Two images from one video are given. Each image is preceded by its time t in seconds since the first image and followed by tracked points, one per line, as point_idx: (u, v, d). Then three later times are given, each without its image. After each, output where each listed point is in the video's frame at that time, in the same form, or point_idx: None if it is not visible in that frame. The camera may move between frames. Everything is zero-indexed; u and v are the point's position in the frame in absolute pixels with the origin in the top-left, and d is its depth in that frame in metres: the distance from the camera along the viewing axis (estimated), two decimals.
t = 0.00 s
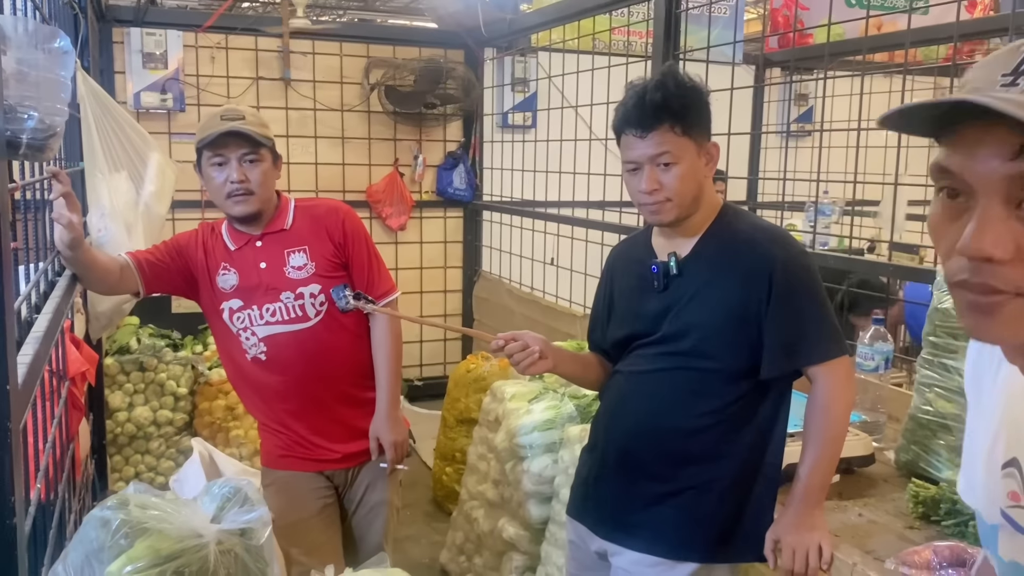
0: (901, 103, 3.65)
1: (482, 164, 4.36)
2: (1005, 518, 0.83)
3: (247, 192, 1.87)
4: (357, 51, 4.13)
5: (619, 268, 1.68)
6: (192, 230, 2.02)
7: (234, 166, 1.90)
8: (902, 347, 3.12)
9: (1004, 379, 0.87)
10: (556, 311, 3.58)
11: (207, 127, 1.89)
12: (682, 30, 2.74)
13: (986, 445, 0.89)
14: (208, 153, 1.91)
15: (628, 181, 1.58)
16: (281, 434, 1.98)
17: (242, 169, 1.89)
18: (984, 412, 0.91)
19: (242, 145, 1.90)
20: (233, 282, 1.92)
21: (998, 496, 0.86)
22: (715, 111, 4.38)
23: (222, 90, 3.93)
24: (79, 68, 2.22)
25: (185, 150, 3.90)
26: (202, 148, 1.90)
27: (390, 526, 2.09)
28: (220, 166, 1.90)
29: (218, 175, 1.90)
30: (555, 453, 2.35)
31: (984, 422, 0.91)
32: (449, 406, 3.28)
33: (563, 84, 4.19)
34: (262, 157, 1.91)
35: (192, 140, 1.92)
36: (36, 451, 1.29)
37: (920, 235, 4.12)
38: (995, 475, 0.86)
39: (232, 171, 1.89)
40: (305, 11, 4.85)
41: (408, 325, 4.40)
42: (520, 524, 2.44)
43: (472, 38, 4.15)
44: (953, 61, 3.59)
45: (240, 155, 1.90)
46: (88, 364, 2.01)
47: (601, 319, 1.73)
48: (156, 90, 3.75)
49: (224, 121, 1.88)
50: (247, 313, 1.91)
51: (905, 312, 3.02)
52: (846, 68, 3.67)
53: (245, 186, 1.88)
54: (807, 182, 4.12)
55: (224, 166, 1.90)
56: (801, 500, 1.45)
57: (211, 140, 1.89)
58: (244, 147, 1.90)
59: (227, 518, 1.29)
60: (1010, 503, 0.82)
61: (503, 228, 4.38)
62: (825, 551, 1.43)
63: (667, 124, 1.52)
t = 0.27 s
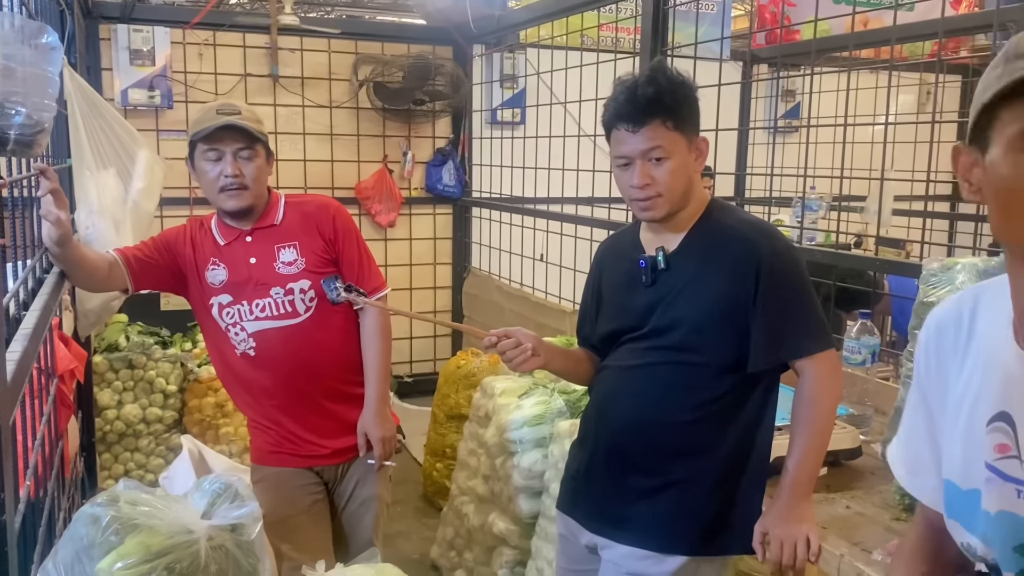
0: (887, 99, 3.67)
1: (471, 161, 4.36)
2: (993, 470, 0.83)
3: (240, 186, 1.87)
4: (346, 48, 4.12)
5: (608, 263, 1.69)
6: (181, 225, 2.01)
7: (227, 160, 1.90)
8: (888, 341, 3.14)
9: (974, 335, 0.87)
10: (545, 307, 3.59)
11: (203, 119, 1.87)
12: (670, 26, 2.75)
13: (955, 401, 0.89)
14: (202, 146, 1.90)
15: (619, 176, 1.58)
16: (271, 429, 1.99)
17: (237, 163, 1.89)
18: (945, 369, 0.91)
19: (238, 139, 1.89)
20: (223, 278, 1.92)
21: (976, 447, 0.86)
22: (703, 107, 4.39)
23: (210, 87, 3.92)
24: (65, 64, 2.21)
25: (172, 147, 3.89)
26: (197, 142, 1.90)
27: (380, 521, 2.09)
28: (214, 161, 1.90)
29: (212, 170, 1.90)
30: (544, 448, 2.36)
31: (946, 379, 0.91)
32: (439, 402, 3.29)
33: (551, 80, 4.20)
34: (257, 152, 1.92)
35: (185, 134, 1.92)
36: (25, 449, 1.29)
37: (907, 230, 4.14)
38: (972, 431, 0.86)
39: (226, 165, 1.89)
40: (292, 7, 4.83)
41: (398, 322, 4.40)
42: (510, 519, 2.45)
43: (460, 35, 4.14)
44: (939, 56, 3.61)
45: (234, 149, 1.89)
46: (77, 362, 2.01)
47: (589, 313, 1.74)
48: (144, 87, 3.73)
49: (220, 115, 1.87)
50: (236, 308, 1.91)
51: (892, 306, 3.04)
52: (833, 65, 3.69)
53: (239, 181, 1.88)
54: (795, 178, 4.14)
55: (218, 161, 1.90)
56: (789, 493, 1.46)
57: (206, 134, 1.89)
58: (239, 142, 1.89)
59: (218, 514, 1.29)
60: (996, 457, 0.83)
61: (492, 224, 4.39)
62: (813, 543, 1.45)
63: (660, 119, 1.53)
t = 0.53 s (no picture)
0: (870, 94, 3.69)
1: (457, 157, 4.36)
2: (990, 438, 0.91)
3: (227, 181, 1.87)
4: (330, 43, 4.11)
5: (589, 259, 1.69)
6: (164, 220, 2.00)
7: (215, 155, 1.90)
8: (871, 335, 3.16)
9: (960, 321, 0.95)
10: (531, 303, 3.59)
11: (192, 114, 1.88)
12: (654, 22, 2.76)
13: (946, 381, 0.96)
14: (189, 141, 1.91)
15: (604, 173, 1.58)
16: (256, 426, 1.98)
17: (225, 158, 1.89)
18: (931, 354, 0.98)
19: (226, 134, 1.90)
20: (208, 274, 1.91)
21: (967, 421, 0.93)
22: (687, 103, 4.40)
23: (193, 83, 3.89)
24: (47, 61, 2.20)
25: (155, 143, 3.87)
26: (184, 137, 1.90)
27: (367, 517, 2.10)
28: (201, 155, 1.90)
29: (199, 165, 1.90)
30: (531, 443, 2.37)
31: (933, 365, 0.99)
32: (425, 398, 3.29)
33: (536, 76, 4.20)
34: (245, 147, 1.92)
35: (172, 128, 1.91)
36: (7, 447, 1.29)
37: (889, 224, 4.17)
38: (970, 405, 0.93)
39: (214, 160, 1.89)
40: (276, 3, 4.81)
41: (384, 318, 4.40)
42: (496, 514, 2.46)
43: (445, 30, 4.14)
44: (920, 52, 3.63)
45: (221, 143, 1.90)
46: (60, 360, 2.00)
47: (572, 308, 1.74)
48: (126, 83, 3.71)
49: (209, 109, 1.88)
50: (221, 304, 1.91)
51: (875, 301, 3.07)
52: (816, 60, 3.71)
53: (226, 176, 1.88)
54: (778, 173, 4.16)
55: (205, 156, 1.90)
56: (773, 486, 1.47)
57: (194, 129, 1.89)
58: (228, 136, 1.91)
59: (203, 511, 1.29)
60: (991, 424, 0.91)
61: (478, 220, 4.39)
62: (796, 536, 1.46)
63: (647, 115, 1.52)
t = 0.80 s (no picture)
0: (854, 90, 3.71)
1: (442, 154, 4.35)
2: (1006, 413, 0.90)
3: (215, 176, 1.86)
4: (314, 40, 4.09)
5: (569, 255, 1.67)
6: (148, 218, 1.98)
7: (202, 150, 1.89)
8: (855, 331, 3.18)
9: (994, 304, 0.95)
10: (517, 299, 3.59)
11: (179, 108, 1.88)
12: (639, 19, 2.76)
13: (971, 362, 0.96)
14: (176, 136, 1.91)
15: (590, 168, 1.55)
16: (242, 425, 1.97)
17: (213, 154, 1.89)
18: (961, 337, 0.98)
19: (214, 129, 1.90)
20: (194, 272, 1.90)
21: (985, 397, 0.93)
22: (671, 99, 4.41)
23: (176, 80, 3.87)
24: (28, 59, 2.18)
25: (138, 141, 3.84)
26: (172, 131, 1.90)
27: (354, 514, 2.10)
28: (188, 151, 1.90)
29: (185, 160, 1.89)
30: (518, 439, 2.37)
31: (962, 349, 0.98)
32: (412, 396, 3.29)
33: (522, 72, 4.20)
34: (232, 143, 1.92)
35: (158, 123, 1.91)
36: None
37: (873, 219, 4.20)
38: (990, 381, 0.93)
39: (201, 155, 1.89)
40: None
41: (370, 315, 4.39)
42: (484, 510, 2.46)
43: (430, 27, 4.13)
44: (903, 48, 3.65)
45: (208, 138, 1.89)
46: (43, 360, 1.99)
47: (556, 306, 1.72)
48: (108, 80, 3.68)
49: (198, 104, 1.89)
50: (207, 302, 1.90)
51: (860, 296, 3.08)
52: (800, 56, 3.72)
53: (213, 171, 1.87)
54: (763, 169, 4.18)
55: (191, 151, 1.89)
56: (759, 479, 1.49)
57: (181, 124, 1.89)
58: (215, 132, 1.90)
59: (189, 510, 1.28)
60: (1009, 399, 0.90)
61: (464, 217, 4.38)
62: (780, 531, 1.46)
63: (637, 109, 1.50)
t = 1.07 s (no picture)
0: (838, 86, 3.73)
1: (428, 150, 4.34)
2: (1006, 394, 0.91)
3: (204, 172, 1.85)
4: (299, 36, 4.07)
5: (556, 250, 1.64)
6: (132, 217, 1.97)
7: (192, 146, 1.88)
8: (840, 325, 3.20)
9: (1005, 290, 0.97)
10: (504, 296, 3.60)
11: (169, 105, 1.87)
12: (624, 16, 2.77)
13: (978, 349, 0.97)
14: (165, 132, 1.89)
15: (586, 165, 1.50)
16: (230, 425, 1.96)
17: (202, 150, 1.88)
18: (970, 327, 1.00)
19: (203, 126, 1.89)
20: (181, 270, 1.89)
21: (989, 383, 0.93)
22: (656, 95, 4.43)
23: (160, 77, 3.84)
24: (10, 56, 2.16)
25: (122, 138, 3.81)
26: (161, 127, 1.89)
27: (344, 512, 2.10)
28: (177, 147, 1.88)
29: (174, 157, 1.88)
30: (506, 436, 2.38)
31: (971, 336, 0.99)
32: (399, 393, 3.28)
33: (507, 69, 4.20)
34: (222, 140, 1.91)
35: (147, 119, 1.90)
36: None
37: (857, 214, 4.23)
38: (995, 367, 0.93)
39: (190, 152, 1.87)
40: None
41: (357, 313, 4.38)
42: (473, 507, 2.46)
43: (415, 23, 4.12)
44: (886, 44, 3.68)
45: (198, 135, 1.88)
46: (27, 359, 1.97)
47: (544, 298, 1.68)
48: (91, 77, 3.65)
49: (187, 101, 1.88)
50: (195, 301, 1.89)
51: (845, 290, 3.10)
52: (784, 53, 3.74)
53: (203, 169, 1.86)
54: (748, 165, 4.20)
55: (180, 147, 1.88)
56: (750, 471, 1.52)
57: (171, 120, 1.87)
58: (205, 128, 1.89)
59: (179, 510, 1.27)
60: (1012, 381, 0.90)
61: (450, 214, 4.38)
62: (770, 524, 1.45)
63: (639, 105, 1.47)
